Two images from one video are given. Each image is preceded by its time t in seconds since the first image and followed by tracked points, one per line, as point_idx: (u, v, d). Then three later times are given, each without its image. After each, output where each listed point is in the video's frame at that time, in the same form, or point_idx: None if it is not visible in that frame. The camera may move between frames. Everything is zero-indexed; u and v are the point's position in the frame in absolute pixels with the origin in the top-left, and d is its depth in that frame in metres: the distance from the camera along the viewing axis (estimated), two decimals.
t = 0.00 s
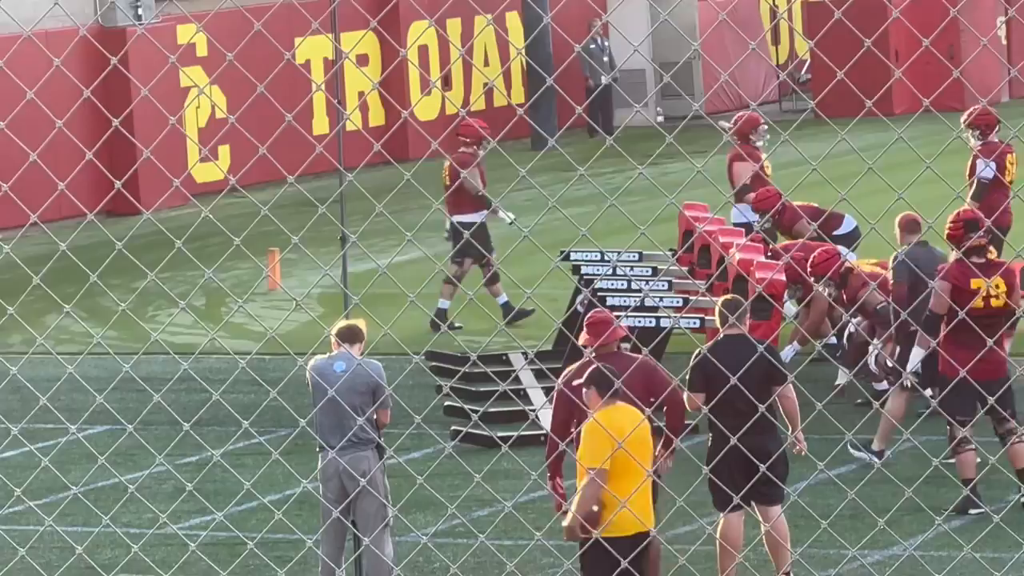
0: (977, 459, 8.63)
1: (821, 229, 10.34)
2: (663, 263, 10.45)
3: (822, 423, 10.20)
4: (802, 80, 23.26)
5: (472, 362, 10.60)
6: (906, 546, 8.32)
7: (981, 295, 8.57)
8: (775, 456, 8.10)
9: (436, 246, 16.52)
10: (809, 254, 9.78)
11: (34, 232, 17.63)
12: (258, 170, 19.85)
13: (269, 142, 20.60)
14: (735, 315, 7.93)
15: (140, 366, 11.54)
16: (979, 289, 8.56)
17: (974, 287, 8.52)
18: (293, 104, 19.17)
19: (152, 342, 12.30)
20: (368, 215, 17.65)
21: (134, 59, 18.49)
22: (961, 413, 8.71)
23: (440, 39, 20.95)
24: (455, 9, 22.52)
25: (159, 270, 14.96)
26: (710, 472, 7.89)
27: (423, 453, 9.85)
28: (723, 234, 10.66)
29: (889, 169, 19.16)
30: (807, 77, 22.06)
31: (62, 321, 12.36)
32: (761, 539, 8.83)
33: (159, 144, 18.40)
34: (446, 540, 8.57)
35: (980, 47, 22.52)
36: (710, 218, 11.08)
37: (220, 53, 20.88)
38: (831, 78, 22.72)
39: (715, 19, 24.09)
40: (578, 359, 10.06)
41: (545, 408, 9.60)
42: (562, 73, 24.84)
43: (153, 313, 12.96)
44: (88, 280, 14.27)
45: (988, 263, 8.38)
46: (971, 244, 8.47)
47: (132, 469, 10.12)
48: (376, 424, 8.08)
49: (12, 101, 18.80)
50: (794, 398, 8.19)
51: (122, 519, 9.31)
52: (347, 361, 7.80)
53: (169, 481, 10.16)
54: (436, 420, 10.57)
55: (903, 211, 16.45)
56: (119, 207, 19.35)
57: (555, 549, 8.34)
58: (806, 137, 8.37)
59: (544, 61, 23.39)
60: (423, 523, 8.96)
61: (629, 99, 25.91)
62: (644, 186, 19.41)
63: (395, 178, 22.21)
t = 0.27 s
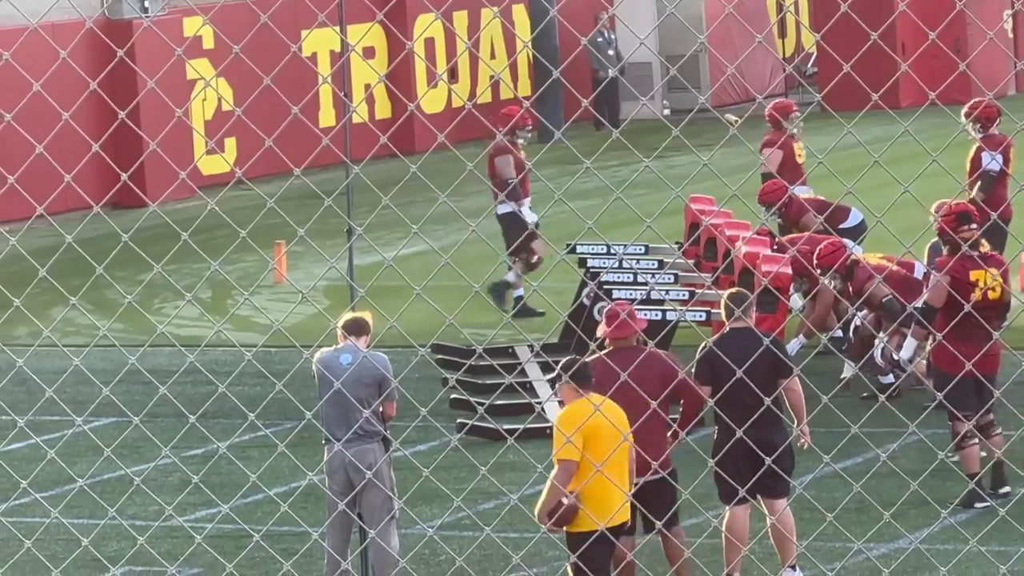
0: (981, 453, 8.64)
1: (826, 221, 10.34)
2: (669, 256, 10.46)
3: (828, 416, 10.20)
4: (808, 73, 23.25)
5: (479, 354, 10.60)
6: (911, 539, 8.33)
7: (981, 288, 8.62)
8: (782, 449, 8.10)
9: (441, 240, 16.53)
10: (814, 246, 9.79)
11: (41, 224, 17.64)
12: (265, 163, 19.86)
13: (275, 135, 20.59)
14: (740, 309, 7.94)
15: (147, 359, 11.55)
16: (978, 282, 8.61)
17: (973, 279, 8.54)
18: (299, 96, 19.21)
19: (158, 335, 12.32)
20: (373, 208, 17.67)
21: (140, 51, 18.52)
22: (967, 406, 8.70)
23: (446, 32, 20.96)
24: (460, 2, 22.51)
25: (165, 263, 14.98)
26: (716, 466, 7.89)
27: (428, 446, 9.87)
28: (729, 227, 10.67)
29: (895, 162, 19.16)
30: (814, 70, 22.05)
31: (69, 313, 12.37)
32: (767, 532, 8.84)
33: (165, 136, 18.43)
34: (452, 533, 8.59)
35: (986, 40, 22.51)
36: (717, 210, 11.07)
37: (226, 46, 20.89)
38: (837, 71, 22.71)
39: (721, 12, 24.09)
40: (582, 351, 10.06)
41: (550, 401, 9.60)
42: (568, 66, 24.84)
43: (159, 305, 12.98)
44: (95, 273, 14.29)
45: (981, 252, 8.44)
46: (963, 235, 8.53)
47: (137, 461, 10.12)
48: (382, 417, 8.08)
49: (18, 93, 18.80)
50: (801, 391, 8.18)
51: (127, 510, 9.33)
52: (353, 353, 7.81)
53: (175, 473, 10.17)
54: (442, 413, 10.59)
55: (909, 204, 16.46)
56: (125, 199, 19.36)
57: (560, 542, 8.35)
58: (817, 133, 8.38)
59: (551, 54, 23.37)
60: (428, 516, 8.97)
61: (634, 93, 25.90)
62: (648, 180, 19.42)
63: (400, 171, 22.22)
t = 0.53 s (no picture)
0: (989, 448, 8.64)
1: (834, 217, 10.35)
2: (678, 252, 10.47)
3: (837, 411, 10.20)
4: (817, 68, 23.24)
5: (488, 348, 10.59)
6: (920, 534, 8.32)
7: (988, 283, 8.60)
8: (790, 444, 8.12)
9: (449, 234, 16.54)
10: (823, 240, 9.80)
11: (49, 218, 17.65)
12: (273, 158, 19.87)
13: (284, 130, 20.61)
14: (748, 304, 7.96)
15: (155, 353, 11.56)
16: (984, 277, 8.59)
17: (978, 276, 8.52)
18: (308, 89, 19.23)
19: (167, 329, 12.32)
20: (382, 203, 17.67)
21: (149, 46, 18.53)
22: (976, 400, 8.68)
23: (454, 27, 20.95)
24: None
25: (174, 258, 14.98)
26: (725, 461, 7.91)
27: (437, 441, 9.87)
28: (738, 222, 10.68)
29: (904, 157, 19.14)
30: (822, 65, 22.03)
31: (77, 308, 12.38)
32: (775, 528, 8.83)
33: (173, 131, 18.45)
34: (460, 528, 8.59)
35: (995, 35, 22.47)
36: (725, 205, 11.05)
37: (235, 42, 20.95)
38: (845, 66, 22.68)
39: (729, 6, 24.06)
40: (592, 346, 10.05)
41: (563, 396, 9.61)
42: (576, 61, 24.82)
43: (168, 300, 12.98)
44: (103, 267, 14.30)
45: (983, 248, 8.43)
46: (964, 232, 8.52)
47: (146, 456, 10.13)
48: (390, 412, 8.08)
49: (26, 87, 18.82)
50: (810, 386, 8.19)
51: (136, 505, 9.33)
52: (361, 348, 7.80)
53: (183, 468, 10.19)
54: (450, 408, 10.59)
55: (919, 198, 16.45)
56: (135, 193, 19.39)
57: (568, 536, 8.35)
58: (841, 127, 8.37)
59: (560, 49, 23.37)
60: (437, 511, 8.97)
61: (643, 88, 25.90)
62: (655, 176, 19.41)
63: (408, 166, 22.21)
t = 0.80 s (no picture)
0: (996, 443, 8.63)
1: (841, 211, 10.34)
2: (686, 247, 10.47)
3: (845, 406, 10.19)
4: (825, 62, 23.23)
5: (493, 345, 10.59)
6: (927, 529, 8.32)
7: (995, 277, 8.60)
8: (798, 438, 8.13)
9: (458, 228, 16.56)
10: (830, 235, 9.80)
11: (57, 212, 17.66)
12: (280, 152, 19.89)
13: (292, 124, 20.62)
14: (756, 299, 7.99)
15: (163, 347, 11.57)
16: (991, 271, 8.59)
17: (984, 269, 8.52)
18: (316, 84, 19.24)
19: (175, 324, 12.33)
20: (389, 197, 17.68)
21: (157, 39, 18.56)
22: (983, 395, 8.67)
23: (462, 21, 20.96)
24: None
25: (182, 252, 15.00)
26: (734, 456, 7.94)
27: (445, 435, 9.88)
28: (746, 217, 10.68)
29: (912, 151, 19.12)
30: (830, 59, 22.01)
31: (85, 301, 12.39)
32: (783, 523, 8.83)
33: (181, 125, 18.47)
34: (468, 522, 8.59)
35: (1003, 30, 22.45)
36: (733, 199, 11.07)
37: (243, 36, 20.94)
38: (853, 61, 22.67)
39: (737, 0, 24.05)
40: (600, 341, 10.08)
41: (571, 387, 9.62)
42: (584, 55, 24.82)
43: (176, 294, 12.99)
44: (111, 261, 14.31)
45: (989, 242, 8.46)
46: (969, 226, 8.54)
47: (155, 450, 10.13)
48: (398, 406, 8.07)
49: (35, 81, 18.84)
50: (818, 381, 8.20)
51: (143, 498, 9.34)
52: (369, 342, 7.78)
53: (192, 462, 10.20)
54: (457, 402, 10.59)
55: (928, 194, 16.44)
56: (143, 186, 19.40)
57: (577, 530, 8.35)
58: (861, 121, 8.36)
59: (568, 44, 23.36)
60: (445, 505, 8.97)
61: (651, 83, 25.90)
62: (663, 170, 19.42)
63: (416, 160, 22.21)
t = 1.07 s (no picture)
0: (1004, 440, 8.65)
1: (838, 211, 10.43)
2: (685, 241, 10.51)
3: (853, 403, 10.20)
4: (832, 58, 23.24)
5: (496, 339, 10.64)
6: (934, 525, 8.34)
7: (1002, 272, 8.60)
8: (805, 435, 8.13)
9: (465, 224, 16.59)
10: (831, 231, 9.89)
11: (65, 208, 17.69)
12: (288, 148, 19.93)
13: (300, 120, 20.64)
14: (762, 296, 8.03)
15: (171, 343, 11.59)
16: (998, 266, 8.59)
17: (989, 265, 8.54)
18: (323, 81, 19.26)
19: (182, 320, 12.35)
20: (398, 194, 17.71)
21: (165, 35, 18.59)
22: (991, 391, 8.67)
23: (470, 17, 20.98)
24: None
25: (190, 248, 15.01)
26: (742, 452, 7.96)
27: (453, 431, 9.90)
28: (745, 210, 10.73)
29: (921, 147, 19.14)
30: (838, 55, 22.02)
31: (93, 297, 12.40)
32: (791, 519, 8.84)
33: (188, 121, 18.50)
34: (476, 518, 8.61)
35: (1011, 26, 22.46)
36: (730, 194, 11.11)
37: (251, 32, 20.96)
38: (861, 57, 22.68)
39: None
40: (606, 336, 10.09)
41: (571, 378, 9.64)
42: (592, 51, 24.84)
43: (184, 289, 13.01)
44: (119, 257, 14.33)
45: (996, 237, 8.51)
46: (975, 222, 8.55)
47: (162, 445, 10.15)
48: (407, 402, 8.08)
49: (43, 77, 18.88)
50: (826, 376, 8.21)
51: (150, 495, 9.36)
52: (378, 338, 7.78)
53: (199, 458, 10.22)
54: (465, 399, 10.61)
55: (936, 189, 16.47)
56: (150, 182, 19.42)
57: (584, 526, 8.36)
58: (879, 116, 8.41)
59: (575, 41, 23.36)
60: (453, 501, 9.01)
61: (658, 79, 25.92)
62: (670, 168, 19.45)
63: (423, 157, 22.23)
